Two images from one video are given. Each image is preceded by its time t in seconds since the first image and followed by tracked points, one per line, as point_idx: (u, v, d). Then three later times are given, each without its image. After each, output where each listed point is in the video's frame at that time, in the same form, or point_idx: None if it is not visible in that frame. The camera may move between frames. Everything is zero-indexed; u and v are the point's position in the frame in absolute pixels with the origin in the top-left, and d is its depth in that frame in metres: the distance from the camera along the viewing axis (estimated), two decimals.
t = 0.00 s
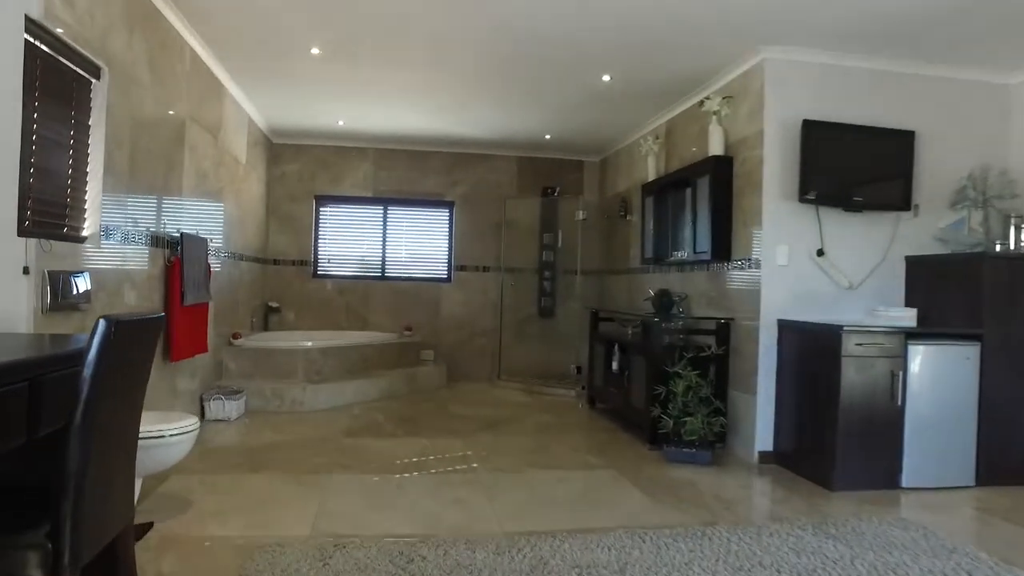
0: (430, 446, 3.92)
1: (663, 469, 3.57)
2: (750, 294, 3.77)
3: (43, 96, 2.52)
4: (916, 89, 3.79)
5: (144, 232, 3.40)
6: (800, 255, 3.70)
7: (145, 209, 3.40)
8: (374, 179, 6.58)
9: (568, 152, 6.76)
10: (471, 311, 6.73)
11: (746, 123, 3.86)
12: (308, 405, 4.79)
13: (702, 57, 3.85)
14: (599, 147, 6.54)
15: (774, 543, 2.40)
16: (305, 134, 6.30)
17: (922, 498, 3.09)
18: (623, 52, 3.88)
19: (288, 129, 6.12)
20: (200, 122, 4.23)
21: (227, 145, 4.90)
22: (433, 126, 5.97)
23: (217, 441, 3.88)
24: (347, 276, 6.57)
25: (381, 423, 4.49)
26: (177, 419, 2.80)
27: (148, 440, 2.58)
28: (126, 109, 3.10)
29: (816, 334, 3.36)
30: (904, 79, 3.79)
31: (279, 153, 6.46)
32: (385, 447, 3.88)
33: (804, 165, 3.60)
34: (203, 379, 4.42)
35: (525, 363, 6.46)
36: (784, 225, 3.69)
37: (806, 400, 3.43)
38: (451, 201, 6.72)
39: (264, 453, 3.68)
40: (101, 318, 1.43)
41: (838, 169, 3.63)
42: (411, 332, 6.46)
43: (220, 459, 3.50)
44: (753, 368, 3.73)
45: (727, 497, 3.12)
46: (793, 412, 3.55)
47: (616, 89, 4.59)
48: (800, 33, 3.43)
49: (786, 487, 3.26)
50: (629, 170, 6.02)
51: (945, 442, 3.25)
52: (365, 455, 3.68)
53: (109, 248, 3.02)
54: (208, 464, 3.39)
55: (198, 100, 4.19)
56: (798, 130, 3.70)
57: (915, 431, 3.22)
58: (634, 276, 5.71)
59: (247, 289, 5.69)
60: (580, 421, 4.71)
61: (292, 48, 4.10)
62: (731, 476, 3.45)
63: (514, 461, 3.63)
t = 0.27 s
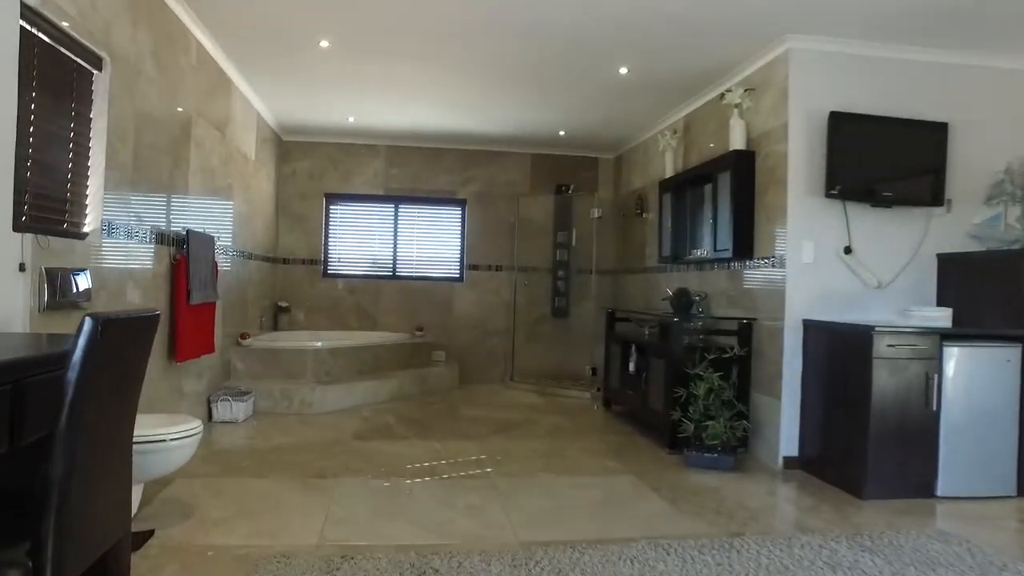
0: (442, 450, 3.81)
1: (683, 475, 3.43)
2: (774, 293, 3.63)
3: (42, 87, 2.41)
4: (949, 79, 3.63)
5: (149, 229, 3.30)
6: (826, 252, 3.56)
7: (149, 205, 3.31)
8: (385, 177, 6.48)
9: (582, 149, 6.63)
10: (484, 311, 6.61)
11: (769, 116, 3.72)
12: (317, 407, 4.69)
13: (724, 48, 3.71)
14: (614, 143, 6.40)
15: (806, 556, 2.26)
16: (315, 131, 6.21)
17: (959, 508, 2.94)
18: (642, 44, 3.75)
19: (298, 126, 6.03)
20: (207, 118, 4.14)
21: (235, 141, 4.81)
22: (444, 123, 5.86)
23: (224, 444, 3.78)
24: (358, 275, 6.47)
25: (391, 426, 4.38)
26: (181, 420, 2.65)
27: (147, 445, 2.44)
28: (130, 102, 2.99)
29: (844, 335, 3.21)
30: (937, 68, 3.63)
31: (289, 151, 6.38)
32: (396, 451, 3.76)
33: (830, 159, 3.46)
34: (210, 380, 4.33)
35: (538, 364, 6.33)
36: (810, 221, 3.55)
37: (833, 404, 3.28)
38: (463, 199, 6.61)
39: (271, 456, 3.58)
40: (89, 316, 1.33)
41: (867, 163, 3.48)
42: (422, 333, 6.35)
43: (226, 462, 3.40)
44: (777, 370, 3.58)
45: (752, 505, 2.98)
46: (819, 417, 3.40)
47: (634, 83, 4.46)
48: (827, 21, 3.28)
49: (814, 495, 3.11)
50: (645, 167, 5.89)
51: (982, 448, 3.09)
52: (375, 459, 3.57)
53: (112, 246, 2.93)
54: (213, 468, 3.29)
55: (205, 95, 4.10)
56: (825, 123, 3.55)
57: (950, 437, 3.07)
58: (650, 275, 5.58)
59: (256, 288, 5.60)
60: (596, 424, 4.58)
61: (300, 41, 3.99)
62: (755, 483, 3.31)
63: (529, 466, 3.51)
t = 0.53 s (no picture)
0: (451, 457, 3.68)
1: (703, 484, 3.29)
2: (798, 294, 3.48)
3: (29, 76, 2.28)
4: (982, 70, 3.47)
5: (148, 227, 3.18)
6: (852, 252, 3.40)
7: (149, 203, 3.19)
8: (392, 176, 6.36)
9: (594, 146, 6.49)
10: (493, 312, 6.47)
11: (792, 109, 3.58)
12: (323, 411, 4.57)
13: (744, 39, 3.57)
14: (627, 141, 6.26)
15: None
16: (321, 129, 6.10)
17: (997, 522, 2.78)
18: (658, 35, 3.61)
19: (304, 123, 5.92)
20: (210, 114, 4.02)
21: (240, 138, 4.70)
22: (453, 120, 5.73)
23: (226, 450, 3.66)
24: (365, 276, 6.35)
25: (399, 431, 4.25)
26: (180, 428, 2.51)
27: (141, 452, 2.30)
28: (127, 94, 2.87)
29: (873, 339, 3.06)
30: (969, 58, 3.46)
31: (295, 149, 6.27)
32: (403, 458, 3.63)
33: (857, 155, 3.31)
34: (212, 383, 4.21)
35: (549, 367, 6.20)
36: (835, 219, 3.39)
37: (860, 410, 3.13)
38: (472, 198, 6.48)
39: (275, 462, 3.45)
40: (63, 321, 1.22)
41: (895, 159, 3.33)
42: (430, 334, 6.22)
43: (227, 469, 3.28)
44: (800, 375, 3.43)
45: (777, 517, 2.84)
46: (845, 424, 3.24)
47: (649, 77, 4.33)
48: (855, 10, 3.13)
49: (841, 507, 2.97)
50: (659, 164, 5.74)
51: (1021, 459, 2.93)
52: (383, 467, 3.44)
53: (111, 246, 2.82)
54: (214, 475, 3.18)
55: (208, 90, 3.98)
56: (851, 116, 3.40)
57: (987, 447, 2.91)
58: (665, 275, 5.43)
59: (260, 289, 5.48)
60: (610, 429, 4.44)
61: (306, 34, 3.87)
62: (778, 493, 3.16)
63: (541, 474, 3.37)
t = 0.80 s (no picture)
0: (457, 464, 3.56)
1: (719, 494, 3.16)
2: (817, 297, 3.35)
3: (15, 67, 2.17)
4: (1011, 64, 3.33)
5: (145, 228, 3.07)
6: (875, 252, 3.27)
7: (146, 203, 3.08)
8: (397, 175, 6.24)
9: (603, 145, 6.36)
10: (499, 314, 6.35)
11: (811, 105, 3.45)
12: (325, 415, 4.46)
13: (761, 32, 3.44)
14: (636, 139, 6.13)
15: None
16: (324, 127, 5.99)
17: None
18: (672, 28, 3.49)
19: (307, 122, 5.81)
20: (210, 111, 3.91)
21: (240, 136, 4.59)
22: (458, 118, 5.62)
23: (225, 456, 3.55)
24: (369, 277, 6.24)
25: (403, 436, 4.14)
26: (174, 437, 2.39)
27: (131, 464, 2.18)
28: (123, 89, 2.76)
29: (899, 344, 2.93)
30: (998, 51, 3.32)
31: (298, 147, 6.16)
32: (408, 465, 3.52)
33: (880, 152, 3.18)
34: (212, 387, 4.10)
35: (556, 370, 6.08)
36: (857, 218, 3.26)
37: (885, 418, 3.00)
38: (478, 198, 6.36)
39: (275, 470, 3.34)
40: (31, 329, 1.27)
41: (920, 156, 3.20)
42: (435, 336, 6.11)
43: (226, 477, 3.17)
44: (820, 380, 3.30)
45: (800, 530, 2.71)
46: (867, 432, 3.11)
47: (661, 72, 4.20)
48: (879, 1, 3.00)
49: (866, 519, 2.84)
50: (670, 163, 5.62)
51: None
52: (387, 475, 3.33)
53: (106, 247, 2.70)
54: (212, 484, 3.06)
55: (208, 86, 3.87)
56: (874, 112, 3.27)
57: (1021, 457, 2.77)
58: (676, 277, 5.31)
59: (262, 290, 5.38)
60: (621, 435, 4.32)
61: (307, 29, 3.75)
62: (798, 503, 3.04)
63: (551, 483, 3.25)
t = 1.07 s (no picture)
0: (461, 470, 3.44)
1: (734, 503, 3.03)
2: (836, 298, 3.22)
3: None
4: None
5: (138, 226, 2.96)
6: (896, 251, 3.14)
7: (139, 199, 2.96)
8: (400, 173, 6.13)
9: (610, 142, 6.24)
10: (504, 315, 6.23)
11: (829, 98, 3.32)
12: (326, 419, 4.34)
13: (777, 23, 3.31)
14: (644, 137, 6.01)
15: None
16: (326, 125, 5.88)
17: None
18: (684, 19, 3.36)
19: (308, 119, 5.70)
20: (207, 106, 3.80)
21: (240, 133, 4.48)
22: (462, 115, 5.50)
23: (222, 462, 3.44)
24: (371, 277, 6.12)
25: (406, 441, 4.02)
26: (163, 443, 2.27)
27: (117, 472, 2.05)
28: (114, 80, 2.65)
29: (924, 347, 2.80)
30: None
31: (299, 145, 6.05)
32: (411, 471, 3.40)
33: (903, 146, 3.05)
34: (209, 390, 3.99)
35: (562, 372, 5.96)
36: (877, 216, 3.13)
37: (908, 424, 2.87)
38: (482, 197, 6.24)
39: (273, 476, 3.23)
40: None
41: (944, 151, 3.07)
42: (439, 338, 5.99)
43: (222, 484, 3.05)
44: (839, 385, 3.17)
45: (821, 542, 2.58)
46: (889, 439, 2.97)
47: (672, 66, 4.08)
48: None
49: (890, 530, 2.71)
50: (679, 161, 5.49)
51: None
52: (389, 482, 3.21)
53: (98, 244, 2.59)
54: (207, 491, 2.95)
55: (205, 80, 3.76)
56: (896, 105, 3.14)
57: None
58: (685, 277, 5.18)
59: (262, 290, 5.27)
60: (630, 440, 4.19)
61: (307, 21, 3.63)
62: (818, 513, 2.91)
63: (559, 491, 3.12)
